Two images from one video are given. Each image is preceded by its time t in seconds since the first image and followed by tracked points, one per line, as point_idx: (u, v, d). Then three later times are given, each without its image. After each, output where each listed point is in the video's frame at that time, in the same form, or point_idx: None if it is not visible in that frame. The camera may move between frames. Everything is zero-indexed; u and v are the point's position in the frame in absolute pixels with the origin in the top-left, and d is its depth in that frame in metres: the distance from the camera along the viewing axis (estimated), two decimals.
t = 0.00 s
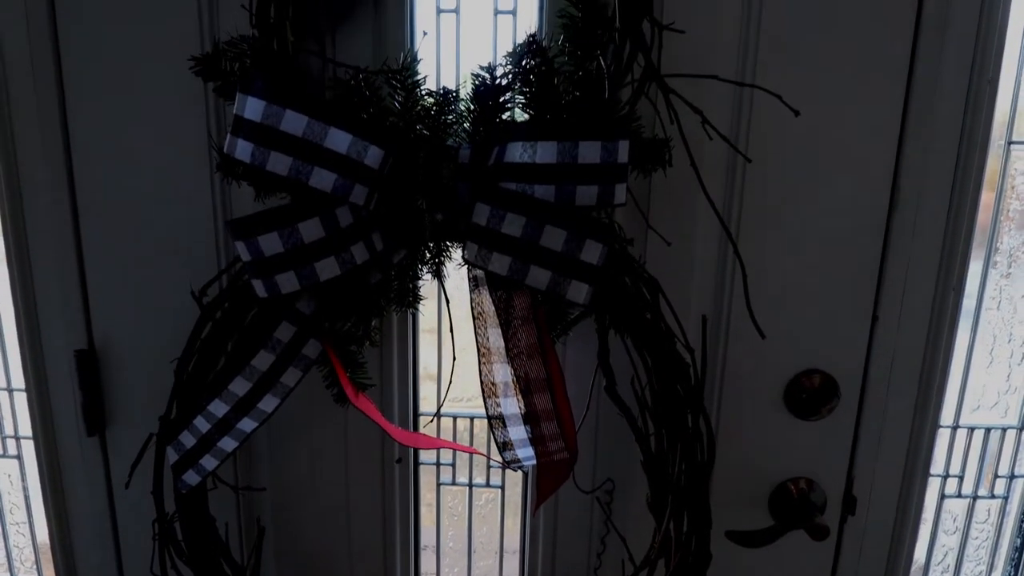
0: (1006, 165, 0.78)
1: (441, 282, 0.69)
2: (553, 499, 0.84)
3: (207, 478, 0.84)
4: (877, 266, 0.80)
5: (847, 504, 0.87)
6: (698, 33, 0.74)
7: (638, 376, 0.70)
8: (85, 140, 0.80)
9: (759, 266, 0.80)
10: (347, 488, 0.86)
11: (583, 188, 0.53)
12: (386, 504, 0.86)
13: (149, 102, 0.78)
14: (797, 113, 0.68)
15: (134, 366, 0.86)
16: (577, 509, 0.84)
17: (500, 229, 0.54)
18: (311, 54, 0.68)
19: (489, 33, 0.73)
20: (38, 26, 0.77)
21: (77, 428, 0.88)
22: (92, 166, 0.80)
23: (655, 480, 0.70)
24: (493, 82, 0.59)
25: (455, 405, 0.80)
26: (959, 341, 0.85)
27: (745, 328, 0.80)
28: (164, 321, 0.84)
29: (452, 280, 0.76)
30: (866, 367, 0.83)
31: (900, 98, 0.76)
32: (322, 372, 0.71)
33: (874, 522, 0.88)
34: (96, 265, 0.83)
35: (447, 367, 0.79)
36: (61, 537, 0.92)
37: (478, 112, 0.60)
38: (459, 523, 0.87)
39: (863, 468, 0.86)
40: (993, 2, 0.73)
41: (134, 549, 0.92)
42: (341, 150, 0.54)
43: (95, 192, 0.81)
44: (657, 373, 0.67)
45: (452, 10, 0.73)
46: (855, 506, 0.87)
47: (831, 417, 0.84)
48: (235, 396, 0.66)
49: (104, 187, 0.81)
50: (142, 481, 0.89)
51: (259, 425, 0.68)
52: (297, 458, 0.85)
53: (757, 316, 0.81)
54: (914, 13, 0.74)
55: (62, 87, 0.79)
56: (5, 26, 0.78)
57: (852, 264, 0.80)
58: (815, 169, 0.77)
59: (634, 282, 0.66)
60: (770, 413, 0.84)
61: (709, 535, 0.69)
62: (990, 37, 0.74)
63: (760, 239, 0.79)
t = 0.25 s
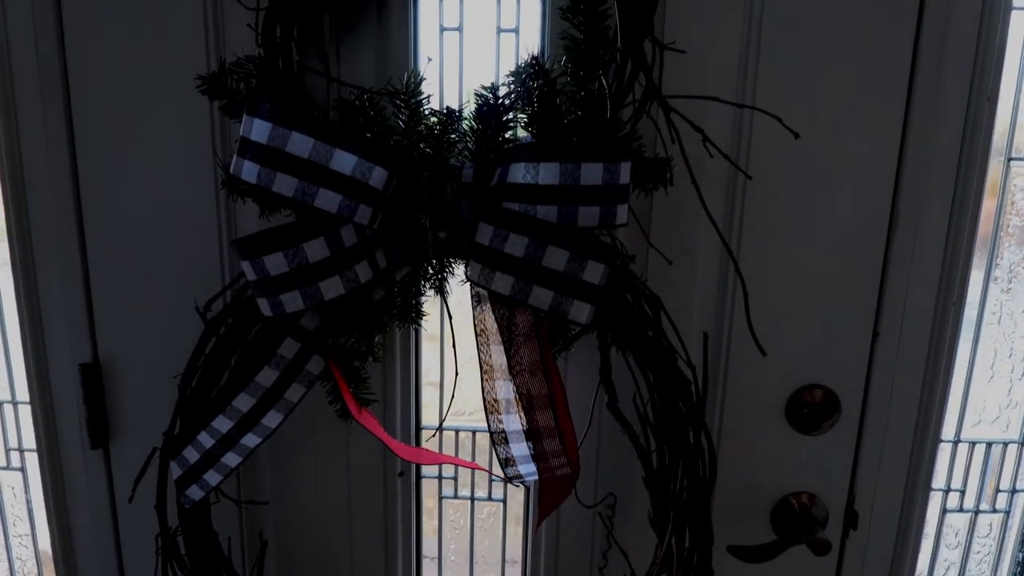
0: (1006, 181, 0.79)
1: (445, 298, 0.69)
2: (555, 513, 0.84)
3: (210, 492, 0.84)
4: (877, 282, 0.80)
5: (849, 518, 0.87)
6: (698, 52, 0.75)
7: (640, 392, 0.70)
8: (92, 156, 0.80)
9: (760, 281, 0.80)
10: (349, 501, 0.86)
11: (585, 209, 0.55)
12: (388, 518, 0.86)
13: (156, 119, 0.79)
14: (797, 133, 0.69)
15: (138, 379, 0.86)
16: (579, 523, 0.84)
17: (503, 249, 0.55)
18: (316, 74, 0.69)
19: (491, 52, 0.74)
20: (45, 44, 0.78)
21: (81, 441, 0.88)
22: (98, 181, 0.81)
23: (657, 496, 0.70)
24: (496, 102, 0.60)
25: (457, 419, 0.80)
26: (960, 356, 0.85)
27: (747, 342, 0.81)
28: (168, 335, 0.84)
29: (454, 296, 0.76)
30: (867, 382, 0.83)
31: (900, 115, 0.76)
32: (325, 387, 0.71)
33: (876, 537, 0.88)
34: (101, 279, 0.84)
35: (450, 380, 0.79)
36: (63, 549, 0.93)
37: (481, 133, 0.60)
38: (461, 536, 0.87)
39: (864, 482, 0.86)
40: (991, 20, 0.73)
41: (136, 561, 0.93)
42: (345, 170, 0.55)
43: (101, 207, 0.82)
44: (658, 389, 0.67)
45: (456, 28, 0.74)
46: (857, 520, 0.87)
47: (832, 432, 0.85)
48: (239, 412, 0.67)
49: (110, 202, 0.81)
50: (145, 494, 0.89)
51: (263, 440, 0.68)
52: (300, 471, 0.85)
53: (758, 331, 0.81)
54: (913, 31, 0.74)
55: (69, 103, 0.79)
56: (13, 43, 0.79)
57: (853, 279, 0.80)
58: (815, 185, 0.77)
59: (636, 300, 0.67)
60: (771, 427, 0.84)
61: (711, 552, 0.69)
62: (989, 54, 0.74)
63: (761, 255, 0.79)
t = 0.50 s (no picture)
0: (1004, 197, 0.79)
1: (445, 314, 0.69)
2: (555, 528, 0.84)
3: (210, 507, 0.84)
4: (876, 297, 0.80)
5: (849, 533, 0.87)
6: (698, 69, 0.75)
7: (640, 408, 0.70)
8: (95, 172, 0.81)
9: (759, 296, 0.80)
10: (349, 516, 0.86)
11: (586, 230, 0.55)
12: (388, 532, 0.86)
13: (159, 135, 0.79)
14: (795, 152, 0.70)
15: (139, 393, 0.86)
16: (579, 538, 0.84)
17: (504, 269, 0.55)
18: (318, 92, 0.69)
19: (492, 69, 0.75)
20: (50, 60, 0.79)
21: (81, 454, 0.88)
22: (101, 195, 0.81)
23: (657, 513, 0.70)
24: (497, 121, 0.60)
25: (457, 432, 0.80)
26: (960, 371, 0.85)
27: (746, 357, 0.81)
28: (169, 349, 0.85)
29: (455, 312, 0.77)
30: (867, 397, 0.83)
31: (898, 132, 0.77)
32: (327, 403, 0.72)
33: (876, 551, 0.88)
34: (103, 293, 0.84)
35: (450, 394, 0.79)
36: (63, 562, 0.93)
37: (482, 151, 0.61)
38: (461, 551, 0.86)
39: (864, 497, 0.86)
40: (987, 38, 0.74)
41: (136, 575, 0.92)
42: (348, 191, 0.55)
43: (104, 222, 0.82)
44: (658, 406, 0.67)
45: (457, 45, 0.75)
46: (857, 535, 0.87)
47: (832, 447, 0.85)
48: (240, 429, 0.67)
49: (113, 217, 0.82)
50: (145, 508, 0.89)
51: (264, 456, 0.68)
52: (299, 486, 0.85)
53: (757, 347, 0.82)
54: (910, 50, 0.75)
55: (73, 118, 0.80)
56: (18, 59, 0.79)
57: (852, 294, 0.80)
58: (814, 201, 0.78)
59: (636, 316, 0.67)
60: (771, 442, 0.84)
61: (711, 568, 0.69)
62: (986, 72, 0.75)
63: (760, 270, 0.80)
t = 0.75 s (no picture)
0: (995, 218, 0.80)
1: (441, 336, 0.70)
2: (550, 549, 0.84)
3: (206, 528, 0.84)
4: (870, 317, 0.81)
5: (845, 553, 0.87)
6: (692, 92, 0.76)
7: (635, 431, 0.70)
8: (93, 193, 0.81)
9: (753, 316, 0.81)
10: (345, 537, 0.85)
11: (579, 257, 0.55)
12: (383, 552, 0.86)
13: (157, 157, 0.80)
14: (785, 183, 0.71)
15: (135, 413, 0.86)
16: (575, 559, 0.84)
17: (497, 294, 0.55)
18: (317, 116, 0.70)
19: (488, 93, 0.76)
20: (51, 83, 0.79)
21: (77, 474, 0.88)
22: (99, 216, 0.82)
23: (651, 537, 0.69)
24: (494, 144, 0.61)
25: (454, 451, 0.80)
26: (953, 390, 0.85)
27: (741, 378, 0.81)
28: (165, 368, 0.85)
29: (450, 334, 0.77)
30: (861, 416, 0.84)
31: (890, 155, 0.77)
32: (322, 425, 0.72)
33: (872, 570, 0.88)
34: (100, 313, 0.84)
35: (446, 412, 0.79)
36: None
37: (479, 175, 0.61)
38: (457, 570, 0.86)
39: (859, 516, 0.86)
40: (976, 63, 0.75)
41: None
42: (343, 219, 0.56)
43: (102, 242, 0.82)
44: (653, 429, 0.67)
45: (454, 68, 0.75)
46: (854, 555, 0.87)
47: (827, 467, 0.85)
48: (235, 452, 0.67)
49: (111, 238, 0.82)
50: (140, 528, 0.89)
51: (259, 479, 0.68)
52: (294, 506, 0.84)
53: (751, 367, 0.82)
54: (901, 75, 0.76)
55: (72, 138, 0.80)
56: (19, 81, 0.80)
57: (846, 315, 0.81)
58: (807, 223, 0.78)
59: (631, 338, 0.67)
60: (766, 462, 0.84)
61: None
62: (975, 96, 0.76)
63: (755, 291, 0.80)
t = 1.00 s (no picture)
0: (990, 246, 0.81)
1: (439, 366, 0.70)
2: None
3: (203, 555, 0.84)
4: (866, 344, 0.81)
5: None
6: (688, 123, 0.77)
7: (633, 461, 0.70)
8: (95, 221, 0.82)
9: (750, 343, 0.81)
10: (342, 565, 0.85)
11: (576, 291, 0.56)
12: None
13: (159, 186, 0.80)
14: (780, 221, 0.72)
15: (133, 439, 0.86)
16: None
17: (496, 329, 0.56)
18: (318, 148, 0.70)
19: (486, 123, 0.76)
20: (54, 112, 0.80)
21: (74, 500, 0.88)
22: (100, 244, 0.82)
23: (650, 567, 0.69)
24: (493, 177, 0.62)
25: (453, 477, 0.80)
26: (952, 416, 0.85)
27: (738, 405, 0.81)
28: (164, 395, 0.85)
29: (448, 362, 0.77)
30: (859, 443, 0.84)
31: (885, 184, 0.78)
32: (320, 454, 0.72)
33: None
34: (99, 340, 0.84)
35: (445, 439, 0.79)
36: None
37: (478, 205, 0.61)
38: None
39: (859, 543, 0.86)
40: (968, 95, 0.76)
41: None
42: (343, 254, 0.56)
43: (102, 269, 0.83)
44: (652, 459, 0.67)
45: (453, 97, 0.76)
46: None
47: (826, 493, 0.85)
48: (233, 482, 0.67)
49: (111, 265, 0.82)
50: (137, 555, 0.89)
51: (256, 509, 0.68)
52: (291, 534, 0.84)
53: (749, 394, 0.82)
54: (895, 106, 0.77)
55: (74, 167, 0.81)
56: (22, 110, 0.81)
57: (843, 342, 0.81)
58: (804, 251, 0.79)
59: (629, 369, 0.68)
60: (765, 488, 0.84)
61: None
62: (968, 127, 0.77)
63: (752, 318, 0.80)
